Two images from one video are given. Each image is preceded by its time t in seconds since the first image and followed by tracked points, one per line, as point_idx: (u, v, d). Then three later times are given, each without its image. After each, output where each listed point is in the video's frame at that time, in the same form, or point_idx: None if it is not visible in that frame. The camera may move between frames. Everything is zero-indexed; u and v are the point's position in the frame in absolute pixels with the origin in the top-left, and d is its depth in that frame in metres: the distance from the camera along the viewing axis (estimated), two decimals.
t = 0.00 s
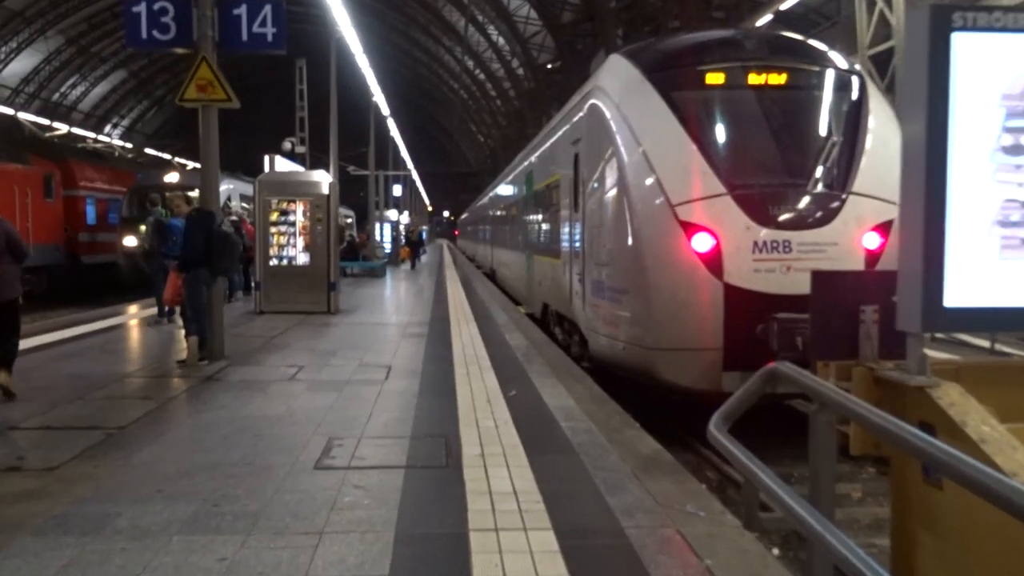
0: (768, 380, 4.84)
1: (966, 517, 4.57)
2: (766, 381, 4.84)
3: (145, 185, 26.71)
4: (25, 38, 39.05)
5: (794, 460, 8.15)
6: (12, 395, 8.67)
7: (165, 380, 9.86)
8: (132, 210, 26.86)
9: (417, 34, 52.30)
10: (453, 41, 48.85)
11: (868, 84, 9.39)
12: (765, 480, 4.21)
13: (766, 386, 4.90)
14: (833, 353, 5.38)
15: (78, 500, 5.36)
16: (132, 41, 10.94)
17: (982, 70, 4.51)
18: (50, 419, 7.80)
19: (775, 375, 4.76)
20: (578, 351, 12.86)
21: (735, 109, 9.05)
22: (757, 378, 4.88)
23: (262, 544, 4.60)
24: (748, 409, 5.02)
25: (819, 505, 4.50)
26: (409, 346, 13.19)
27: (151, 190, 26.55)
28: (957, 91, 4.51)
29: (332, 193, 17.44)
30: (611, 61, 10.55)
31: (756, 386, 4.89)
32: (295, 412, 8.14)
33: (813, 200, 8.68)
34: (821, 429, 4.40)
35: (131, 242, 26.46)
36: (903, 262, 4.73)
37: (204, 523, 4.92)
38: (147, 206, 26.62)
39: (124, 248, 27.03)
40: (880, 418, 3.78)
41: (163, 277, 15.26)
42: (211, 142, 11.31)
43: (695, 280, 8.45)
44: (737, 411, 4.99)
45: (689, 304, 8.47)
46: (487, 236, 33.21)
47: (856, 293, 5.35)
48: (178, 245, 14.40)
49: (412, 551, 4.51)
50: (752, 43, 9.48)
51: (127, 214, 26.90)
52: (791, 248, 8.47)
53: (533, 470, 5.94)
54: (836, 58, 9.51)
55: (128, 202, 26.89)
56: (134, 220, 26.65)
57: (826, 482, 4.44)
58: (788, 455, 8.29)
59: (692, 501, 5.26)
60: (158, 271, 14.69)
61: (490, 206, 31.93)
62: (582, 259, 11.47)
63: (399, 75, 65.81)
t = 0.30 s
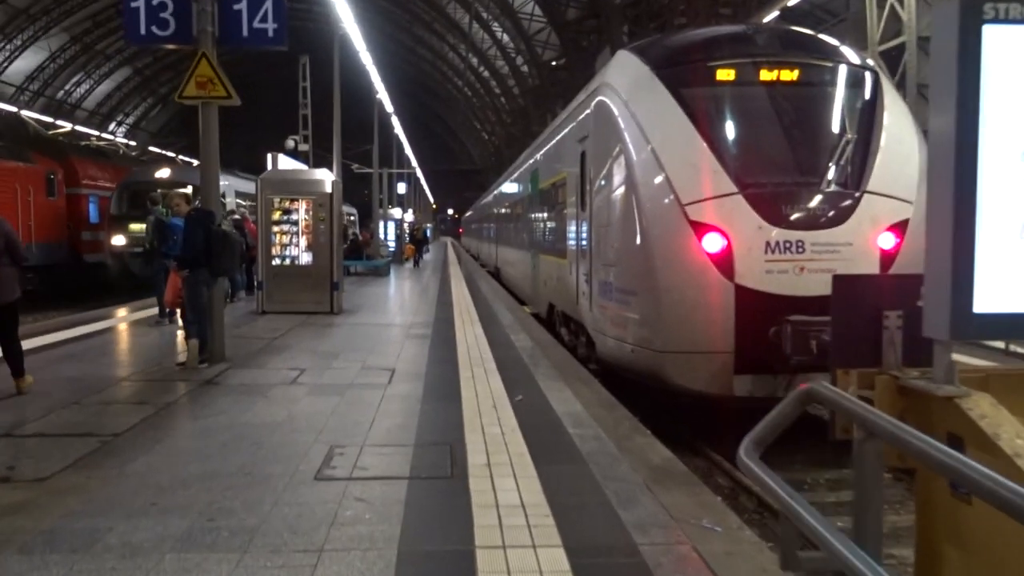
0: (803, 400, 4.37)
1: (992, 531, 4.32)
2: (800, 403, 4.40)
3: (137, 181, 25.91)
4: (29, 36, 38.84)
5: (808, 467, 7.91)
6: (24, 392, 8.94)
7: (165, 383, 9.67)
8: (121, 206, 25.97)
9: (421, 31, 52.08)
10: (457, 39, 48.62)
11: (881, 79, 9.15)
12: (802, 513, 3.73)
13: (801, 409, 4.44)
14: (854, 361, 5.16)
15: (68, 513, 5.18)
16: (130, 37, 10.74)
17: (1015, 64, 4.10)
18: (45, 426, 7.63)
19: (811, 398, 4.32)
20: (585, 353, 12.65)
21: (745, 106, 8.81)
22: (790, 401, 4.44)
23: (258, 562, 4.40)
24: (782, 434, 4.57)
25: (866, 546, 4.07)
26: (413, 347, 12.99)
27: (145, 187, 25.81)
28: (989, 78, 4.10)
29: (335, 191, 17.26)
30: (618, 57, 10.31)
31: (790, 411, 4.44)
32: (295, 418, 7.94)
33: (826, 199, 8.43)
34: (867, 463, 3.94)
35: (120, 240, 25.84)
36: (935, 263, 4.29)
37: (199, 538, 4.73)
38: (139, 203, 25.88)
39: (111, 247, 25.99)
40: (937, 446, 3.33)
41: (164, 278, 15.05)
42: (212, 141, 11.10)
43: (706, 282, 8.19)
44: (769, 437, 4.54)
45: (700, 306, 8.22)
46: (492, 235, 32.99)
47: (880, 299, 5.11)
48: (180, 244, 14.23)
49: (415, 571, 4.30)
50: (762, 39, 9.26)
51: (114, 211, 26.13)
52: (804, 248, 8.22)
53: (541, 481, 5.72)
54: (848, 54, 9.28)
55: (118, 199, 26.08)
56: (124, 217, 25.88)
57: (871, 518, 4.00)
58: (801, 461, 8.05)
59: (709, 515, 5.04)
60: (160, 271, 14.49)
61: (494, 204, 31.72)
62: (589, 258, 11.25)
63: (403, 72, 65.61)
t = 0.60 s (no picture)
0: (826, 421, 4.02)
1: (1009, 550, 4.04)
2: (825, 423, 3.98)
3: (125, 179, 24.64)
4: (31, 36, 38.72)
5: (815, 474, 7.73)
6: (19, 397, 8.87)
7: (161, 388, 9.54)
8: (109, 206, 24.69)
9: (423, 33, 51.99)
10: (459, 40, 48.52)
11: (889, 81, 9.00)
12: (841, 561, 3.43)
13: (826, 429, 4.04)
14: (863, 370, 5.03)
15: (56, 527, 5.04)
16: (127, 37, 10.60)
17: None
18: (40, 432, 7.52)
19: (838, 418, 3.90)
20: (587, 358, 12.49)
21: (750, 109, 8.67)
22: (814, 422, 4.03)
23: None
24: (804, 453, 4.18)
25: None
26: (414, 351, 12.85)
27: (135, 186, 24.57)
28: (1007, 75, 3.94)
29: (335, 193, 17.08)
30: (622, 58, 10.17)
31: (815, 432, 4.04)
32: (294, 424, 7.80)
33: (833, 202, 8.28)
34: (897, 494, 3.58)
35: (105, 242, 24.52)
36: (949, 269, 4.11)
37: (192, 552, 4.60)
38: (129, 204, 24.65)
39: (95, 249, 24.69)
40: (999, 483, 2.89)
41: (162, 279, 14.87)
42: (210, 143, 10.96)
43: (711, 287, 8.04)
44: (791, 459, 4.14)
45: (703, 311, 8.07)
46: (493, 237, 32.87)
47: (892, 305, 4.98)
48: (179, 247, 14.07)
49: None
50: (769, 40, 9.13)
51: (102, 211, 24.89)
52: (811, 253, 8.07)
53: (543, 493, 5.57)
54: (855, 55, 9.14)
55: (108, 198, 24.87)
56: (111, 217, 24.51)
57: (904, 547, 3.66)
58: (808, 470, 7.87)
59: (717, 529, 4.90)
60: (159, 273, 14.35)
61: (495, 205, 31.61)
62: (591, 262, 11.10)
63: (404, 73, 65.53)
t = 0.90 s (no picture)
0: (846, 439, 3.83)
1: None
2: (846, 440, 3.80)
3: (120, 182, 24.28)
4: (39, 44, 38.72)
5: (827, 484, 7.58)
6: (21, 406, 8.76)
7: (163, 396, 9.43)
8: (101, 212, 24.26)
9: (428, 39, 51.95)
10: (464, 46, 48.45)
11: (898, 84, 8.87)
12: None
13: (846, 447, 3.86)
14: (878, 379, 4.86)
15: (50, 541, 4.94)
16: (128, 43, 10.50)
17: None
18: (39, 441, 7.41)
19: (858, 434, 3.70)
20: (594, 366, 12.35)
21: (758, 113, 8.54)
22: (834, 440, 3.85)
23: None
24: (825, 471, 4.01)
25: None
26: (419, 359, 12.73)
27: (130, 190, 24.17)
28: None
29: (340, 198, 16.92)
30: (628, 62, 10.05)
31: (835, 449, 3.87)
32: (296, 433, 7.68)
33: (842, 207, 8.13)
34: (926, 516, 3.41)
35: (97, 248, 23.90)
36: (966, 272, 3.98)
37: (188, 567, 4.48)
38: (122, 208, 24.19)
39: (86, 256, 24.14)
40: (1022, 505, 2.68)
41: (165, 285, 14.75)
42: (213, 149, 10.87)
43: (719, 293, 7.89)
44: (813, 474, 3.98)
45: (711, 317, 7.93)
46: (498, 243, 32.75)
47: (908, 308, 4.86)
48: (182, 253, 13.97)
49: None
50: (776, 43, 9.00)
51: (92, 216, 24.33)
52: (821, 258, 7.91)
53: (548, 506, 5.43)
54: (864, 58, 9.00)
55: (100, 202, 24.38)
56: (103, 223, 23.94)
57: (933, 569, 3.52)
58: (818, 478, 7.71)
59: (728, 544, 4.76)
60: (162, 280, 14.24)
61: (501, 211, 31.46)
62: (597, 268, 10.97)
63: (410, 79, 65.49)
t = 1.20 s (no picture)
0: (867, 464, 3.78)
1: None
2: (867, 464, 3.76)
3: (123, 189, 24.02)
4: (59, 56, 38.89)
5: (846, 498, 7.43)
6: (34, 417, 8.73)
7: (176, 408, 9.39)
8: (106, 220, 23.85)
9: (444, 48, 52.01)
10: (480, 54, 48.49)
11: (917, 90, 8.73)
12: None
13: (868, 471, 3.80)
14: (900, 395, 4.85)
15: (54, 557, 4.88)
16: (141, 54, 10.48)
17: None
18: (51, 454, 7.36)
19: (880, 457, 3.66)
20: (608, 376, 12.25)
21: (775, 120, 8.43)
22: (855, 463, 3.80)
23: None
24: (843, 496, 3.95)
25: None
26: (433, 368, 12.66)
27: (134, 197, 23.94)
28: None
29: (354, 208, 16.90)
30: (642, 69, 9.95)
31: (856, 473, 3.81)
32: (307, 445, 7.61)
33: (860, 215, 8.01)
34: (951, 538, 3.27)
35: (99, 258, 23.38)
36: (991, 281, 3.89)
37: None
38: (125, 217, 23.90)
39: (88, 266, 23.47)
40: None
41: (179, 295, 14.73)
42: (226, 160, 10.84)
43: (735, 303, 7.77)
44: (832, 499, 3.92)
45: (727, 328, 7.81)
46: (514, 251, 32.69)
47: (929, 325, 4.87)
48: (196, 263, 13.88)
49: None
50: (792, 50, 8.89)
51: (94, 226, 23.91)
52: (839, 268, 7.78)
53: (562, 522, 5.32)
54: (882, 63, 8.86)
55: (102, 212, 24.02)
56: (107, 232, 23.58)
57: None
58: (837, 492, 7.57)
59: (745, 562, 4.64)
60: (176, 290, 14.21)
61: (516, 219, 31.41)
62: (612, 277, 10.88)
63: (426, 88, 65.60)
